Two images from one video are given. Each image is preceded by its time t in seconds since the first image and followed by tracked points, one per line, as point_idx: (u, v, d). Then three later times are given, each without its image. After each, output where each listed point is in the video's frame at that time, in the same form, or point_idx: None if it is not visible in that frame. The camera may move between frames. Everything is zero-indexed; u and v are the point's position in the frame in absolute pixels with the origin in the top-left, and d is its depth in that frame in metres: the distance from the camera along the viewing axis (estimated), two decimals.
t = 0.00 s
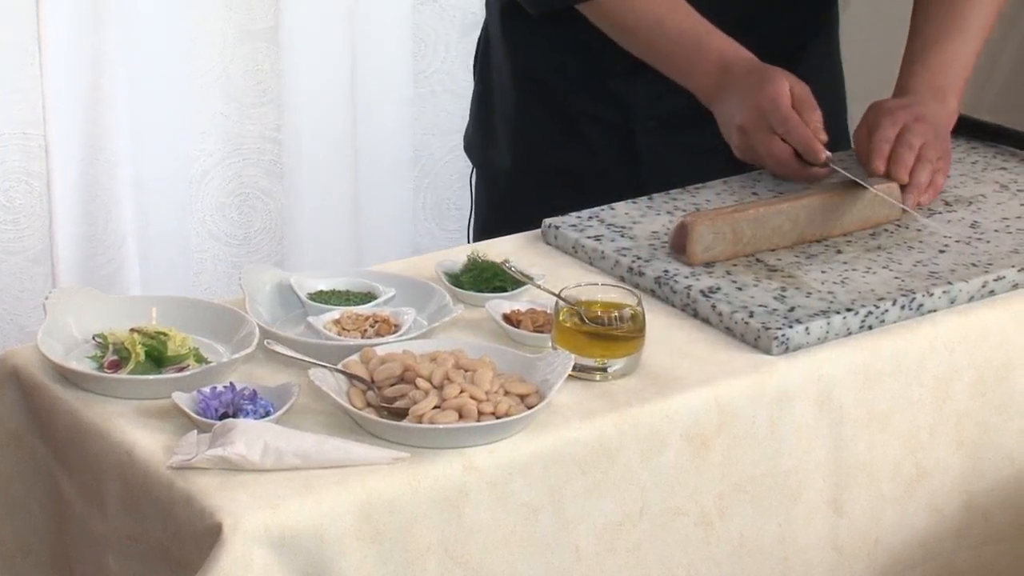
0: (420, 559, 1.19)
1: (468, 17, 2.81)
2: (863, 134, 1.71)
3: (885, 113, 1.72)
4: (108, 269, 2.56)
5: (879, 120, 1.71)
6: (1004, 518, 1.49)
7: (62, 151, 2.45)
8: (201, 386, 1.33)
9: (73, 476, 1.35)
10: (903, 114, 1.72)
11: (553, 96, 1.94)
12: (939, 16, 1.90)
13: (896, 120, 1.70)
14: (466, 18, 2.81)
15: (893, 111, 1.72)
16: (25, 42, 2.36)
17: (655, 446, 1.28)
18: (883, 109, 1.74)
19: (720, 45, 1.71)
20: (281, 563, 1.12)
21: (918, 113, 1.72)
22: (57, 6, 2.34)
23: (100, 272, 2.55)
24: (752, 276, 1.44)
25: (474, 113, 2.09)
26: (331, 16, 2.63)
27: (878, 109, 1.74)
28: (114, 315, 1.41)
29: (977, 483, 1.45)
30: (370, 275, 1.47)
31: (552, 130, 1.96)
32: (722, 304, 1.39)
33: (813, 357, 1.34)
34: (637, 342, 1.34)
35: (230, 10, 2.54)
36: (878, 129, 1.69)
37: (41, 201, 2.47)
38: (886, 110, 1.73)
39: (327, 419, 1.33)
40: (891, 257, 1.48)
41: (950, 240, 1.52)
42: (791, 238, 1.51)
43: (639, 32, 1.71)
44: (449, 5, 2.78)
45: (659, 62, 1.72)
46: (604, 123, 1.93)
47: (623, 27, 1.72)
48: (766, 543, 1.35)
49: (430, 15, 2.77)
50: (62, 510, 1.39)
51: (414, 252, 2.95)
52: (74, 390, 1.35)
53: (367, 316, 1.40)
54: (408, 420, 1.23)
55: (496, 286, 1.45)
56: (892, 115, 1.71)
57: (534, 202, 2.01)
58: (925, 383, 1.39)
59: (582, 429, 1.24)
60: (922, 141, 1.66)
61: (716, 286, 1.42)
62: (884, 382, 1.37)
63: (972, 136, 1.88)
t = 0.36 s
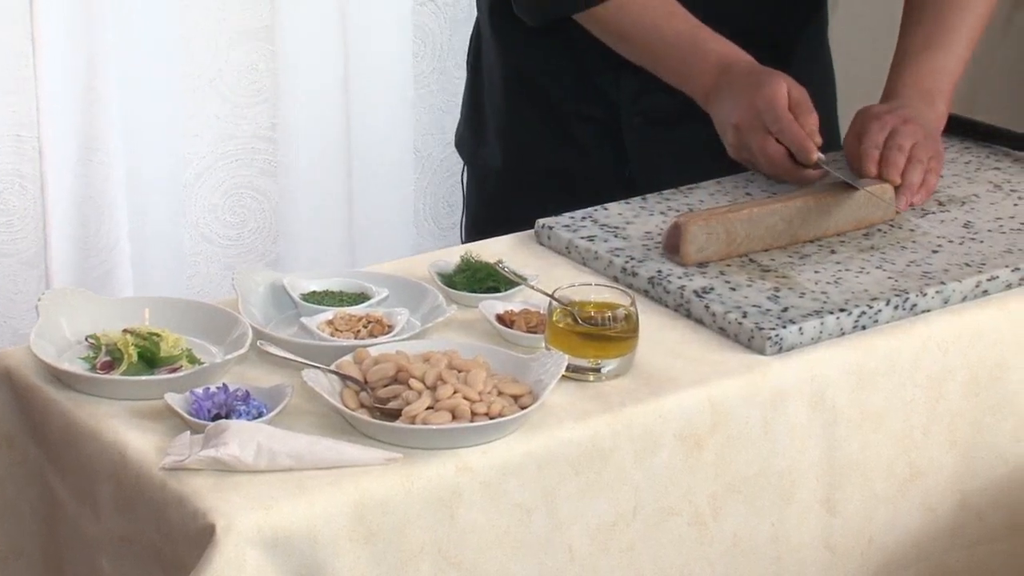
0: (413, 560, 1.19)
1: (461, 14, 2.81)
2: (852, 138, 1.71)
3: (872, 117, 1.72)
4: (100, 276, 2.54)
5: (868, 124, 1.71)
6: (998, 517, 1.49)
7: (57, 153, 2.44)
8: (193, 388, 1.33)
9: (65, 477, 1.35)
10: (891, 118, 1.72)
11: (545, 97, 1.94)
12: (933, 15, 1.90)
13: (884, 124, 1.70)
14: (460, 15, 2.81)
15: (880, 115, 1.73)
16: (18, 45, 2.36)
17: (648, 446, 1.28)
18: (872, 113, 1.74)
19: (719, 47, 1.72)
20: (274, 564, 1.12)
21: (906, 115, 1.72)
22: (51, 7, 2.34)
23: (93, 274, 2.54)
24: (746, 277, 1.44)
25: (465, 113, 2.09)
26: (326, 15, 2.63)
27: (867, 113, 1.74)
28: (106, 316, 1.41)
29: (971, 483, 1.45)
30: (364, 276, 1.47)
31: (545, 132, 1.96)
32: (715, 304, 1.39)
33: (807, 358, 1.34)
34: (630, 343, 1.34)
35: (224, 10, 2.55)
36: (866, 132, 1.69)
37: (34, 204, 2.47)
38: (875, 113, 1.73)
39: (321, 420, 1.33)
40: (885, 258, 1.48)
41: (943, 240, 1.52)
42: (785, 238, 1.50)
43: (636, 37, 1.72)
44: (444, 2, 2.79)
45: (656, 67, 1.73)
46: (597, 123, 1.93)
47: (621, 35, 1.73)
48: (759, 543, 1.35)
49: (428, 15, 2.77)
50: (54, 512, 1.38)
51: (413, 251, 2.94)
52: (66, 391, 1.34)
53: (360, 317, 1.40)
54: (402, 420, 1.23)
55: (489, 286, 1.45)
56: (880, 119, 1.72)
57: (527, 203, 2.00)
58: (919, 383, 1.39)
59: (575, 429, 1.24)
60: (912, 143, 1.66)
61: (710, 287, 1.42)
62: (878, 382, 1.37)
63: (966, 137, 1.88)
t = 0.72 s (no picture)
0: (398, 569, 1.14)
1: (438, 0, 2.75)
2: (849, 133, 1.66)
3: (871, 110, 1.67)
4: (75, 276, 2.51)
5: (865, 117, 1.66)
6: (1001, 522, 1.44)
7: (30, 150, 2.40)
8: (173, 391, 1.28)
9: (40, 483, 1.30)
10: (891, 112, 1.67)
11: (532, 91, 1.89)
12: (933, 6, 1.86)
13: (883, 118, 1.66)
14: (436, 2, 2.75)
15: (878, 108, 1.68)
16: None
17: (642, 451, 1.23)
18: (869, 106, 1.69)
19: (709, 27, 1.67)
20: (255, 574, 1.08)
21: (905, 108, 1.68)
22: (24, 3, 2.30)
23: (68, 274, 2.50)
24: (742, 276, 1.40)
25: (448, 104, 2.03)
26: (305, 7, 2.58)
27: (865, 105, 1.69)
28: (81, 318, 1.36)
29: (973, 487, 1.41)
30: (348, 276, 1.42)
31: (532, 125, 1.91)
32: (711, 304, 1.34)
33: (806, 359, 1.30)
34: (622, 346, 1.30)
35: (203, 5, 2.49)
36: (863, 126, 1.65)
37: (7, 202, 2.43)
38: (872, 106, 1.69)
39: (304, 424, 1.28)
40: (885, 256, 1.44)
41: (945, 237, 1.48)
42: (781, 236, 1.46)
43: (618, 21, 1.67)
44: None
45: (641, 54, 1.69)
46: (587, 117, 1.88)
47: (603, 19, 1.68)
48: (756, 549, 1.31)
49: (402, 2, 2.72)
50: (29, 518, 1.34)
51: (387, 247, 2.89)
52: (40, 395, 1.30)
53: (344, 318, 1.35)
54: (388, 425, 1.19)
55: (478, 286, 1.40)
56: (877, 112, 1.67)
57: (513, 200, 1.95)
58: (922, 386, 1.35)
59: (567, 434, 1.20)
60: (912, 138, 1.62)
61: (705, 286, 1.37)
62: (880, 384, 1.33)
63: (968, 131, 1.83)
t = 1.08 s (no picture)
0: None
1: None
2: (850, 126, 1.60)
3: (871, 101, 1.62)
4: (38, 276, 2.38)
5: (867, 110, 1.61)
6: (1008, 532, 1.38)
7: None
8: (142, 398, 1.22)
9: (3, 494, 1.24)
10: (893, 104, 1.62)
11: (516, 83, 1.83)
12: None
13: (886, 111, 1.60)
14: None
15: (879, 99, 1.62)
16: None
17: (635, 458, 1.17)
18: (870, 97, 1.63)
19: None
20: None
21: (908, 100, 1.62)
22: None
23: (30, 276, 2.38)
24: (738, 276, 1.33)
25: (433, 91, 1.99)
26: None
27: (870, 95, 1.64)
28: (46, 321, 1.30)
29: (980, 496, 1.35)
30: (326, 277, 1.35)
31: (518, 117, 1.84)
32: (706, 305, 1.28)
33: (806, 361, 1.24)
34: (614, 351, 1.24)
35: None
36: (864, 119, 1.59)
37: None
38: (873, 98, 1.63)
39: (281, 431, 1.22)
40: (888, 254, 1.38)
41: (951, 234, 1.42)
42: (779, 234, 1.39)
43: None
44: None
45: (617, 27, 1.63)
46: (576, 110, 1.82)
47: None
48: (754, 562, 1.25)
49: None
50: None
51: (355, 240, 2.78)
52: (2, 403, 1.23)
53: (322, 321, 1.28)
54: (368, 433, 1.13)
55: (462, 287, 1.33)
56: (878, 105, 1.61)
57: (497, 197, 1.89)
58: (928, 389, 1.29)
59: (556, 441, 1.14)
60: (916, 131, 1.56)
61: (700, 286, 1.31)
62: (885, 387, 1.27)
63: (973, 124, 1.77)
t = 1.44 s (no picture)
0: None
1: None
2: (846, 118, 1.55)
3: (868, 91, 1.57)
4: None
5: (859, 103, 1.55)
6: (1010, 541, 1.33)
7: None
8: (103, 404, 1.15)
9: None
10: (888, 95, 1.56)
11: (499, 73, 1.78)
12: None
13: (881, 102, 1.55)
14: None
15: (873, 90, 1.57)
16: None
17: (621, 466, 1.11)
18: (865, 88, 1.58)
19: None
20: None
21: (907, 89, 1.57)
22: None
23: None
24: (728, 274, 1.27)
25: (410, 80, 1.93)
26: None
27: (864, 86, 1.58)
28: None
29: (982, 503, 1.29)
30: (295, 277, 1.29)
31: (501, 109, 1.79)
32: (694, 306, 1.22)
33: (800, 364, 1.18)
34: (599, 353, 1.18)
35: None
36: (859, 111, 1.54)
37: None
38: (867, 88, 1.58)
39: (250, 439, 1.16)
40: (885, 252, 1.32)
41: (951, 231, 1.36)
42: (771, 232, 1.33)
43: None
44: None
45: None
46: (561, 103, 1.77)
47: None
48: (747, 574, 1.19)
49: None
50: None
51: (326, 236, 2.63)
52: None
53: (291, 323, 1.22)
54: (340, 441, 1.07)
55: (439, 287, 1.27)
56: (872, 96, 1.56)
57: (478, 192, 1.83)
58: (928, 392, 1.23)
59: (537, 448, 1.08)
60: (915, 122, 1.51)
61: (688, 285, 1.25)
62: (884, 391, 1.21)
63: (973, 116, 1.71)
